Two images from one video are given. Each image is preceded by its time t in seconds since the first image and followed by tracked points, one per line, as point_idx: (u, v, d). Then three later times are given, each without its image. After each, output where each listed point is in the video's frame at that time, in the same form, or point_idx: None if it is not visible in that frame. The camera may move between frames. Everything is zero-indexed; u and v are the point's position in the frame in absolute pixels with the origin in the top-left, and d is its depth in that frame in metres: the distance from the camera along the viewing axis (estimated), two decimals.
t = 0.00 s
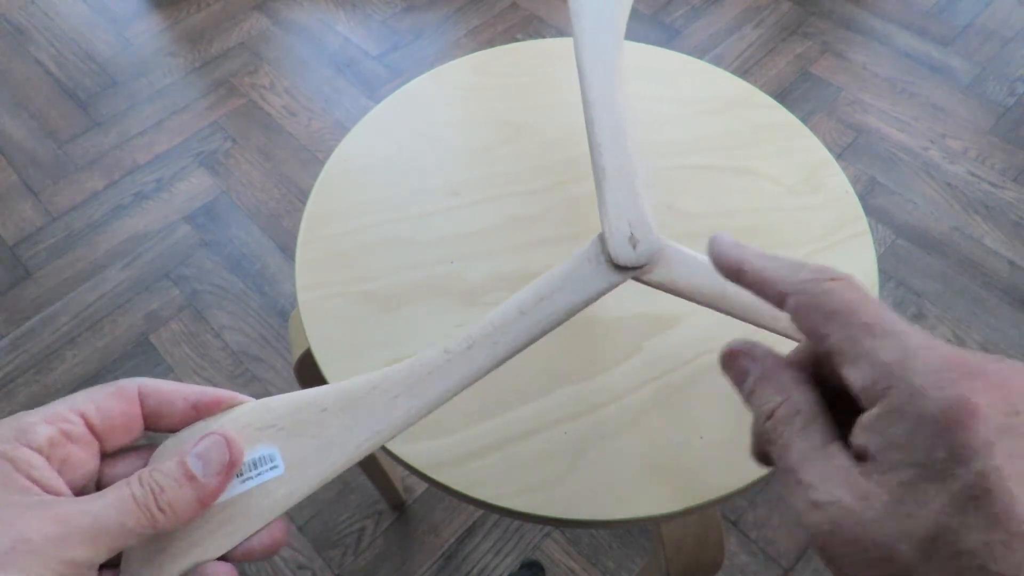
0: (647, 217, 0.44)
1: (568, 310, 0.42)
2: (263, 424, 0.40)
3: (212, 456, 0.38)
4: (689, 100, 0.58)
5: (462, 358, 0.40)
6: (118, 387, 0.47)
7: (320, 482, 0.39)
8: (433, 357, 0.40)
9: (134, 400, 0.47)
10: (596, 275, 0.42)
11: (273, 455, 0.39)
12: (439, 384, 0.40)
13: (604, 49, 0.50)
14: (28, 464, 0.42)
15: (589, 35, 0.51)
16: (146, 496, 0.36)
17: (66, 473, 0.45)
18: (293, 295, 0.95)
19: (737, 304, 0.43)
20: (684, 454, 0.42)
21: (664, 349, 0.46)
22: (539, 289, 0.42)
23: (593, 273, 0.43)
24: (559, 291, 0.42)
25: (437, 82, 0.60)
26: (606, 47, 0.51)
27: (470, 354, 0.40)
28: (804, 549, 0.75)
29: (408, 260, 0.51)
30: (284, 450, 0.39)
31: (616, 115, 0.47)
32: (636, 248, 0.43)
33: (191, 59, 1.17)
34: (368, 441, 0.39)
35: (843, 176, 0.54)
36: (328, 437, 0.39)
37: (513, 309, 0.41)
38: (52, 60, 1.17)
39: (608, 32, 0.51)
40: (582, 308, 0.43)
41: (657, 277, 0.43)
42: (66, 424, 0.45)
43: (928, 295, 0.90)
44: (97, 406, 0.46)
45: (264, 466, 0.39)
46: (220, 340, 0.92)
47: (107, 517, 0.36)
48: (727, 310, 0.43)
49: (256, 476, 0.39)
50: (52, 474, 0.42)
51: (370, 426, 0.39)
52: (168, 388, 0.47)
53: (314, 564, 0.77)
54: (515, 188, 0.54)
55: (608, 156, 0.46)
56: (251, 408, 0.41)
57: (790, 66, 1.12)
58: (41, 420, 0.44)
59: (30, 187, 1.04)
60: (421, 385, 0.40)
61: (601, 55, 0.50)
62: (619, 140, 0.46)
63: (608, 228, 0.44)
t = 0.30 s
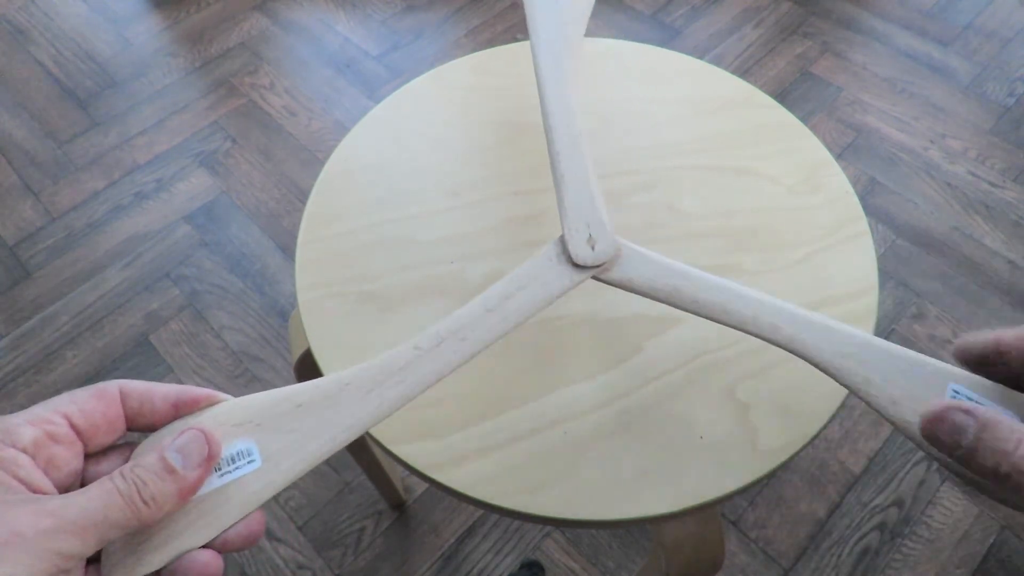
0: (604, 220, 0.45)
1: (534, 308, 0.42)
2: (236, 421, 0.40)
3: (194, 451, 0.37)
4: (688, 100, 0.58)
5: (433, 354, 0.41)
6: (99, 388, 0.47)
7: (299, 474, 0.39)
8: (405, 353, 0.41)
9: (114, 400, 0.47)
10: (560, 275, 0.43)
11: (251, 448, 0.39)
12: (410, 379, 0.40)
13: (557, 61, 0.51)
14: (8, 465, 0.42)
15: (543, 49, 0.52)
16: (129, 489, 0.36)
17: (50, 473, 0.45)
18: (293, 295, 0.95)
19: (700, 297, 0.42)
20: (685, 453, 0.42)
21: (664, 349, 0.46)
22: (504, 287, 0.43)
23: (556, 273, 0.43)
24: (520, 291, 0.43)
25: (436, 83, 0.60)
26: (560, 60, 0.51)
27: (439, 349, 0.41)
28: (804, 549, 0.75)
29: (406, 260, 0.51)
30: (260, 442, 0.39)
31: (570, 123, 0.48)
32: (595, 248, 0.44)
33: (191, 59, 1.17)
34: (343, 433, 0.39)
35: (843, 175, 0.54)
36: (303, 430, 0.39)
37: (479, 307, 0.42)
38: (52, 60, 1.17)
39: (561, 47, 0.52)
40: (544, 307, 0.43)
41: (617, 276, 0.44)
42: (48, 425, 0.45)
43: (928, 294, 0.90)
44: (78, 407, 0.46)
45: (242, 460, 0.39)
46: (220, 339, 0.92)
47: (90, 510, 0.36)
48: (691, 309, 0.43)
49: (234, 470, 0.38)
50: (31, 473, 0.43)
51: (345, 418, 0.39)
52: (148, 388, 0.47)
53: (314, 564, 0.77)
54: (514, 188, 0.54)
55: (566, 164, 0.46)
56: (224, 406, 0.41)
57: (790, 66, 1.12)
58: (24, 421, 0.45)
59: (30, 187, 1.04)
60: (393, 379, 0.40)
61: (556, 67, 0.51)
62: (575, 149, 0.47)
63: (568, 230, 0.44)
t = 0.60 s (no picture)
0: (616, 247, 0.44)
1: (541, 336, 0.42)
2: (247, 434, 0.40)
3: (217, 459, 0.38)
4: (688, 100, 0.58)
5: (439, 378, 0.40)
6: (131, 394, 0.45)
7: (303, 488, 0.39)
8: (411, 376, 0.41)
9: (148, 408, 0.45)
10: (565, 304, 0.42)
11: (258, 460, 0.39)
12: (416, 399, 0.40)
13: (577, 82, 0.52)
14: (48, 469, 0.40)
15: (564, 69, 0.52)
16: (154, 495, 0.36)
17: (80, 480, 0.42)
18: (293, 295, 0.95)
19: (715, 331, 0.41)
20: (685, 453, 0.42)
21: (664, 348, 0.46)
22: (513, 315, 0.42)
23: (565, 303, 0.43)
24: (534, 315, 0.42)
25: (437, 83, 0.60)
26: (576, 79, 0.52)
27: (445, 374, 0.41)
28: (804, 549, 0.75)
29: (407, 261, 0.51)
30: (267, 455, 0.39)
31: (587, 142, 0.48)
32: (606, 278, 0.43)
33: (191, 59, 1.17)
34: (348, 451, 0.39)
35: (843, 175, 0.54)
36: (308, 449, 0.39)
37: (488, 334, 0.42)
38: (52, 60, 1.17)
39: (580, 61, 0.53)
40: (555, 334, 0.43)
41: (630, 308, 0.43)
42: (84, 431, 0.43)
43: (928, 295, 0.90)
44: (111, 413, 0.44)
45: (250, 471, 0.39)
46: (220, 339, 0.92)
47: (112, 513, 0.36)
48: (705, 343, 0.41)
49: (240, 481, 0.39)
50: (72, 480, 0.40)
51: (350, 437, 0.39)
52: (176, 395, 0.46)
53: (314, 564, 0.77)
54: (514, 188, 0.54)
55: (578, 182, 0.46)
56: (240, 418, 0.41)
57: (790, 66, 1.12)
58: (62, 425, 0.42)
59: (30, 187, 1.04)
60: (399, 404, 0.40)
61: (574, 87, 0.51)
62: (590, 172, 0.47)
63: (579, 260, 0.44)
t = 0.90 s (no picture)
0: (626, 224, 0.44)
1: (549, 315, 0.42)
2: (264, 413, 0.40)
3: (281, 514, 0.37)
4: (688, 100, 0.58)
5: (448, 357, 0.40)
6: (164, 386, 0.41)
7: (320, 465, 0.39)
8: (423, 355, 0.40)
9: (181, 399, 0.42)
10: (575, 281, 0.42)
11: (275, 439, 0.39)
12: (426, 378, 0.40)
13: (586, 58, 0.51)
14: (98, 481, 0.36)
15: (573, 44, 0.52)
16: (213, 533, 0.35)
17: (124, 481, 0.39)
18: (294, 295, 0.95)
19: (725, 304, 0.41)
20: (684, 454, 0.42)
21: (664, 349, 0.46)
22: (521, 293, 0.42)
23: (575, 280, 0.42)
24: (543, 294, 0.42)
25: (438, 83, 0.60)
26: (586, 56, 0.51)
27: (454, 354, 0.40)
28: (804, 549, 0.75)
29: (407, 260, 0.51)
30: (285, 434, 0.39)
31: (596, 117, 0.48)
32: (616, 254, 0.43)
33: (191, 59, 1.17)
34: (359, 430, 0.39)
35: (843, 175, 0.54)
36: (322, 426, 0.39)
37: (496, 314, 0.41)
38: (51, 60, 1.17)
39: (590, 37, 0.52)
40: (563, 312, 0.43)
41: (640, 283, 0.43)
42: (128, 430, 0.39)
43: (928, 294, 0.90)
44: (148, 410, 0.40)
45: (268, 450, 0.39)
46: (220, 339, 0.92)
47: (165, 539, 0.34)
48: (716, 316, 0.41)
49: (258, 459, 0.39)
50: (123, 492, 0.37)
51: (363, 415, 0.39)
52: (198, 380, 0.43)
53: (314, 564, 0.77)
54: (515, 187, 0.54)
55: (588, 156, 0.46)
56: (259, 399, 0.41)
57: (790, 66, 1.12)
58: (106, 427, 0.38)
59: (30, 187, 1.04)
60: (410, 382, 0.40)
61: (580, 62, 0.51)
62: (600, 153, 0.46)
63: (588, 237, 0.44)
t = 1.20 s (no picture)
0: (614, 231, 0.44)
1: (542, 321, 0.42)
2: (263, 425, 0.40)
3: (277, 531, 0.36)
4: (687, 99, 0.58)
5: (442, 368, 0.40)
6: (177, 406, 0.41)
7: (318, 477, 0.39)
8: (417, 366, 0.40)
9: (193, 422, 0.41)
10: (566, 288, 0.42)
11: (275, 454, 0.39)
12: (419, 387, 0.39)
13: (577, 59, 0.51)
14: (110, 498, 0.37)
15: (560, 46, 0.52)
16: (210, 550, 0.35)
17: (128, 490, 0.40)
18: (294, 295, 0.95)
19: (712, 308, 0.41)
20: (684, 453, 0.42)
21: (664, 349, 0.46)
22: (515, 301, 0.42)
23: (565, 288, 0.42)
24: (535, 300, 0.42)
25: (437, 83, 0.60)
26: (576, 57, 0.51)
27: (449, 364, 0.40)
28: (804, 549, 0.75)
29: (407, 260, 0.51)
30: (284, 448, 0.39)
31: (584, 121, 0.48)
32: (603, 261, 0.43)
33: (191, 59, 1.17)
34: (356, 439, 0.39)
35: (843, 175, 0.54)
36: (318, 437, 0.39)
37: (489, 320, 0.41)
38: (51, 59, 1.17)
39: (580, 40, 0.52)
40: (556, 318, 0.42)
41: (628, 288, 0.43)
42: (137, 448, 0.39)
43: (928, 294, 0.90)
44: (158, 430, 0.40)
45: (268, 464, 0.39)
46: (220, 340, 0.92)
47: (163, 555, 0.35)
48: (704, 320, 0.41)
49: (259, 473, 0.39)
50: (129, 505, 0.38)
51: (358, 424, 0.39)
52: (210, 401, 0.42)
53: (314, 564, 0.77)
54: (515, 187, 0.54)
55: (576, 161, 0.46)
56: (256, 415, 0.41)
57: (790, 66, 1.12)
58: (118, 442, 0.39)
59: (30, 187, 1.04)
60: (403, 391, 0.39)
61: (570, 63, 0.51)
62: (589, 157, 0.46)
63: (577, 244, 0.43)
